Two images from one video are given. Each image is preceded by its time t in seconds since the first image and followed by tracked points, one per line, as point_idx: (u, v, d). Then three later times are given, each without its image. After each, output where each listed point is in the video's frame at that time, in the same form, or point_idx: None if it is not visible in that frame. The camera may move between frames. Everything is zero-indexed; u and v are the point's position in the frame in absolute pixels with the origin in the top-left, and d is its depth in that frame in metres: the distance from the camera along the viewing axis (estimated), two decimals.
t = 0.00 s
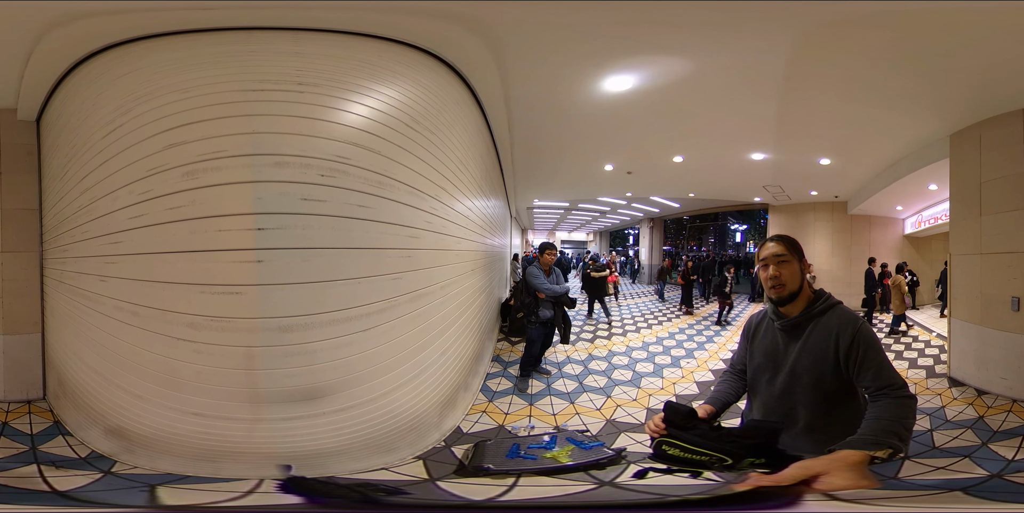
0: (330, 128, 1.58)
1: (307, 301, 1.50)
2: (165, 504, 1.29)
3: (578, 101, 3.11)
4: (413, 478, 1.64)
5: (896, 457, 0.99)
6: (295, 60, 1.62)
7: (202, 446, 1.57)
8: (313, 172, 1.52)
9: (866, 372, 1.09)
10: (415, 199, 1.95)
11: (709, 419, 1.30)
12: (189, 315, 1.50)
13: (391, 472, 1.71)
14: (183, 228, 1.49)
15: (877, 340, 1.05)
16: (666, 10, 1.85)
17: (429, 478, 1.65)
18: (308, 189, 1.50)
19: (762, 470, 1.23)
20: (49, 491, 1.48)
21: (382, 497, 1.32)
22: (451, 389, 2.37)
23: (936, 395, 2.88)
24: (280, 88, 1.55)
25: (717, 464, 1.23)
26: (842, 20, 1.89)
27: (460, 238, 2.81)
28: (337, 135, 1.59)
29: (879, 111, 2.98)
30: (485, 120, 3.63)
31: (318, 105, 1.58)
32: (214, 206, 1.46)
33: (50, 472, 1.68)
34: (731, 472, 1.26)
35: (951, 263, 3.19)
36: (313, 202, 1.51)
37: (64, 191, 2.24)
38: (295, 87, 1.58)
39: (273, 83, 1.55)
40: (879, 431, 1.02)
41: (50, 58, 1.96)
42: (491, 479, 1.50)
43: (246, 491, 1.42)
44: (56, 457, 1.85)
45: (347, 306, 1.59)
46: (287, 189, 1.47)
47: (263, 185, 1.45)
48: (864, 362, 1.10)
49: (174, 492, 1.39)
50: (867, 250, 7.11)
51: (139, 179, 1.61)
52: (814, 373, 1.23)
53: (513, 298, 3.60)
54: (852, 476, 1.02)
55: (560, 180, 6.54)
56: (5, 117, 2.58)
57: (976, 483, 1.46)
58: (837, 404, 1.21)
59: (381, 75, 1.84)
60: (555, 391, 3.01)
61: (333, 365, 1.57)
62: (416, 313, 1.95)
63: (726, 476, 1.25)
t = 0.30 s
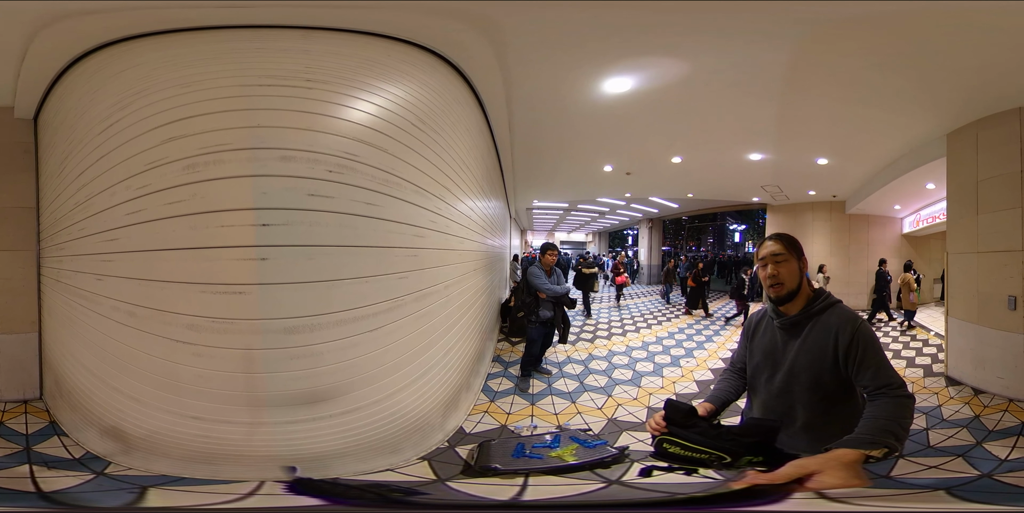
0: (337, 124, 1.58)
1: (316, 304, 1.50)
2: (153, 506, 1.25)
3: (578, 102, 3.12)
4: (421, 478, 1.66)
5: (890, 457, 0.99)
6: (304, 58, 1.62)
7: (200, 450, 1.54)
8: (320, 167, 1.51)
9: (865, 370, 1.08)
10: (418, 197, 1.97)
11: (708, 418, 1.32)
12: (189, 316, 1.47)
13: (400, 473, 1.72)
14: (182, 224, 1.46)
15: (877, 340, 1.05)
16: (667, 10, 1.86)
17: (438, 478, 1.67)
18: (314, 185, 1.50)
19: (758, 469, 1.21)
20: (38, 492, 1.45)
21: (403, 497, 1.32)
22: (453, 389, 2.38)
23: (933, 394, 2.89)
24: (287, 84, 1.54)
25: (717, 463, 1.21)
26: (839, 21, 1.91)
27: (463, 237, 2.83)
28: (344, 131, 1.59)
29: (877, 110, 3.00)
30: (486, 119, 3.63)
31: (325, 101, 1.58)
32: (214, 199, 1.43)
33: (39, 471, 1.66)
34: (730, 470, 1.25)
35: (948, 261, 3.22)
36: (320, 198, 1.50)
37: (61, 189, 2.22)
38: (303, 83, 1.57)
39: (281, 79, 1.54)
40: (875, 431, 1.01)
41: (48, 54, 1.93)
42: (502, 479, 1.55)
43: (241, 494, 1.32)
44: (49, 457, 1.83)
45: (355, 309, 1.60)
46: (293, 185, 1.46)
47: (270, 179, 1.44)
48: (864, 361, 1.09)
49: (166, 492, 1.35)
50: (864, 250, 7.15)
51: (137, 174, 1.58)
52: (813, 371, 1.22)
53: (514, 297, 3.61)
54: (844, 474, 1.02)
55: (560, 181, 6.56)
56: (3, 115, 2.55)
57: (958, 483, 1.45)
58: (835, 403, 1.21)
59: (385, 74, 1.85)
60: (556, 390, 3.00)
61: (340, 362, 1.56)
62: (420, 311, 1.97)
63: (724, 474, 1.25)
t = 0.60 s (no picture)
0: (341, 124, 1.58)
1: (321, 305, 1.50)
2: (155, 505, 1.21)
3: (579, 101, 3.11)
4: (432, 478, 1.68)
5: (885, 458, 1.00)
6: (307, 58, 1.62)
7: (206, 453, 1.54)
8: (325, 167, 1.51)
9: (863, 373, 1.09)
10: (421, 197, 1.98)
11: (705, 416, 1.33)
12: (190, 320, 1.47)
13: (407, 473, 1.75)
14: (180, 224, 1.46)
15: (877, 343, 1.04)
16: (668, 11, 1.85)
17: (449, 478, 1.70)
18: (319, 184, 1.50)
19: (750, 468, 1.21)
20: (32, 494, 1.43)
21: (409, 496, 1.33)
22: (455, 389, 2.40)
23: (929, 394, 2.91)
24: (290, 83, 1.54)
25: (710, 462, 1.21)
26: (837, 22, 1.91)
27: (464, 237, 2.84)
28: (348, 131, 1.59)
29: (876, 110, 3.01)
30: (486, 119, 3.63)
31: (329, 101, 1.58)
32: (214, 199, 1.42)
33: (31, 473, 1.66)
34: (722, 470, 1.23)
35: (946, 261, 3.23)
36: (324, 197, 1.50)
37: (59, 189, 2.21)
38: (307, 82, 1.56)
39: (284, 78, 1.54)
40: (872, 432, 1.02)
41: (45, 55, 1.92)
42: (508, 478, 1.61)
43: (257, 495, 1.29)
44: (45, 460, 1.82)
45: (360, 308, 1.60)
46: (298, 184, 1.45)
47: (273, 178, 1.43)
48: (862, 364, 1.09)
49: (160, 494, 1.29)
50: (862, 249, 7.19)
51: (136, 172, 1.57)
52: (811, 372, 1.22)
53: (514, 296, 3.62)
54: (834, 475, 1.02)
55: (559, 180, 6.55)
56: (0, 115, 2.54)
57: (949, 483, 1.46)
58: (832, 404, 1.21)
59: (387, 73, 1.86)
60: (557, 389, 3.01)
61: (346, 362, 1.57)
62: (422, 311, 1.99)
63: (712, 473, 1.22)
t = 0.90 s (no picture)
0: (343, 122, 1.58)
1: (323, 304, 1.49)
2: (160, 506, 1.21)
3: (580, 101, 3.11)
4: (433, 477, 1.68)
5: (885, 459, 1.00)
6: (309, 56, 1.62)
7: (206, 454, 1.53)
8: (329, 164, 1.51)
9: (864, 374, 1.08)
10: (423, 196, 1.99)
11: (705, 417, 1.33)
12: (191, 320, 1.46)
13: (410, 472, 1.75)
14: (180, 223, 1.45)
15: (879, 344, 1.04)
16: (670, 12, 1.85)
17: (450, 478, 1.69)
18: (322, 181, 1.49)
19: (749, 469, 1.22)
20: (35, 495, 1.42)
21: (411, 495, 1.34)
22: (456, 387, 2.40)
23: (928, 394, 2.92)
24: (293, 81, 1.53)
25: (708, 462, 1.21)
26: (837, 23, 1.91)
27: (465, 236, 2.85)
28: (351, 129, 1.59)
29: (875, 111, 3.02)
30: (487, 119, 3.62)
31: (331, 99, 1.58)
32: (213, 196, 1.41)
33: (35, 474, 1.65)
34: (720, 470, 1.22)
35: (946, 261, 3.24)
36: (328, 194, 1.50)
37: (58, 189, 2.19)
38: (310, 80, 1.56)
39: (287, 76, 1.54)
40: (873, 433, 1.02)
41: (43, 54, 1.91)
42: (507, 477, 1.61)
43: (269, 495, 1.30)
44: (45, 460, 1.81)
45: (363, 306, 1.61)
46: (301, 181, 1.45)
47: (276, 175, 1.43)
48: (863, 365, 1.09)
49: (165, 494, 1.31)
50: (861, 250, 7.22)
51: (134, 171, 1.57)
52: (811, 373, 1.22)
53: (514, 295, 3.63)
54: (834, 476, 1.02)
55: (560, 180, 6.55)
56: None
57: (946, 483, 1.47)
58: (833, 405, 1.21)
59: (389, 72, 1.86)
60: (557, 388, 3.02)
61: (349, 360, 1.57)
62: (424, 309, 2.00)
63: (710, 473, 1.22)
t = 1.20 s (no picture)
0: (344, 122, 1.58)
1: (325, 304, 1.50)
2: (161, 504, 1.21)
3: (580, 101, 3.11)
4: (441, 477, 1.69)
5: (885, 458, 1.00)
6: (310, 56, 1.62)
7: (205, 455, 1.53)
8: (330, 164, 1.51)
9: (864, 374, 1.09)
10: (424, 197, 1.99)
11: (705, 416, 1.33)
12: (188, 322, 1.47)
13: (412, 472, 1.75)
14: (181, 222, 1.44)
15: (879, 344, 1.03)
16: (670, 12, 1.85)
17: (458, 477, 1.70)
18: (324, 182, 1.49)
19: (751, 468, 1.20)
20: (25, 495, 1.43)
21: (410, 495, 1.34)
22: (457, 388, 2.41)
23: (927, 394, 2.93)
24: (294, 81, 1.53)
25: (710, 461, 1.22)
26: (838, 22, 1.91)
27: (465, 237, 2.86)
28: (352, 129, 1.59)
29: (875, 110, 3.01)
30: (487, 119, 3.62)
31: (332, 99, 1.58)
32: (213, 196, 1.41)
33: (26, 474, 1.66)
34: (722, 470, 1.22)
35: (945, 261, 3.24)
36: (329, 195, 1.50)
37: (57, 189, 2.19)
38: (311, 80, 1.56)
39: (288, 76, 1.53)
40: (873, 432, 1.02)
41: (41, 54, 1.90)
42: (515, 477, 1.61)
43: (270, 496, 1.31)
44: (41, 460, 1.82)
45: (364, 307, 1.61)
46: (302, 181, 1.45)
47: (277, 174, 1.43)
48: (863, 365, 1.09)
49: (166, 495, 1.31)
50: (861, 249, 7.22)
51: (133, 172, 1.57)
52: (811, 373, 1.22)
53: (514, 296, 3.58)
54: (835, 475, 1.03)
55: (560, 180, 6.54)
56: None
57: (945, 482, 1.47)
58: (833, 405, 1.21)
59: (390, 72, 1.86)
60: (558, 388, 3.02)
61: (350, 360, 1.57)
62: (425, 310, 2.00)
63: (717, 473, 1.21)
